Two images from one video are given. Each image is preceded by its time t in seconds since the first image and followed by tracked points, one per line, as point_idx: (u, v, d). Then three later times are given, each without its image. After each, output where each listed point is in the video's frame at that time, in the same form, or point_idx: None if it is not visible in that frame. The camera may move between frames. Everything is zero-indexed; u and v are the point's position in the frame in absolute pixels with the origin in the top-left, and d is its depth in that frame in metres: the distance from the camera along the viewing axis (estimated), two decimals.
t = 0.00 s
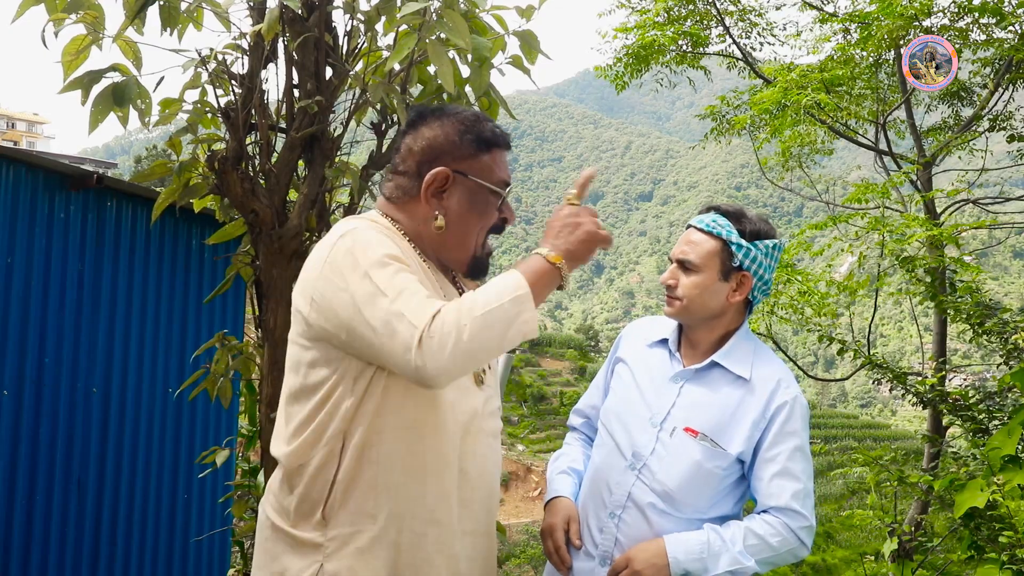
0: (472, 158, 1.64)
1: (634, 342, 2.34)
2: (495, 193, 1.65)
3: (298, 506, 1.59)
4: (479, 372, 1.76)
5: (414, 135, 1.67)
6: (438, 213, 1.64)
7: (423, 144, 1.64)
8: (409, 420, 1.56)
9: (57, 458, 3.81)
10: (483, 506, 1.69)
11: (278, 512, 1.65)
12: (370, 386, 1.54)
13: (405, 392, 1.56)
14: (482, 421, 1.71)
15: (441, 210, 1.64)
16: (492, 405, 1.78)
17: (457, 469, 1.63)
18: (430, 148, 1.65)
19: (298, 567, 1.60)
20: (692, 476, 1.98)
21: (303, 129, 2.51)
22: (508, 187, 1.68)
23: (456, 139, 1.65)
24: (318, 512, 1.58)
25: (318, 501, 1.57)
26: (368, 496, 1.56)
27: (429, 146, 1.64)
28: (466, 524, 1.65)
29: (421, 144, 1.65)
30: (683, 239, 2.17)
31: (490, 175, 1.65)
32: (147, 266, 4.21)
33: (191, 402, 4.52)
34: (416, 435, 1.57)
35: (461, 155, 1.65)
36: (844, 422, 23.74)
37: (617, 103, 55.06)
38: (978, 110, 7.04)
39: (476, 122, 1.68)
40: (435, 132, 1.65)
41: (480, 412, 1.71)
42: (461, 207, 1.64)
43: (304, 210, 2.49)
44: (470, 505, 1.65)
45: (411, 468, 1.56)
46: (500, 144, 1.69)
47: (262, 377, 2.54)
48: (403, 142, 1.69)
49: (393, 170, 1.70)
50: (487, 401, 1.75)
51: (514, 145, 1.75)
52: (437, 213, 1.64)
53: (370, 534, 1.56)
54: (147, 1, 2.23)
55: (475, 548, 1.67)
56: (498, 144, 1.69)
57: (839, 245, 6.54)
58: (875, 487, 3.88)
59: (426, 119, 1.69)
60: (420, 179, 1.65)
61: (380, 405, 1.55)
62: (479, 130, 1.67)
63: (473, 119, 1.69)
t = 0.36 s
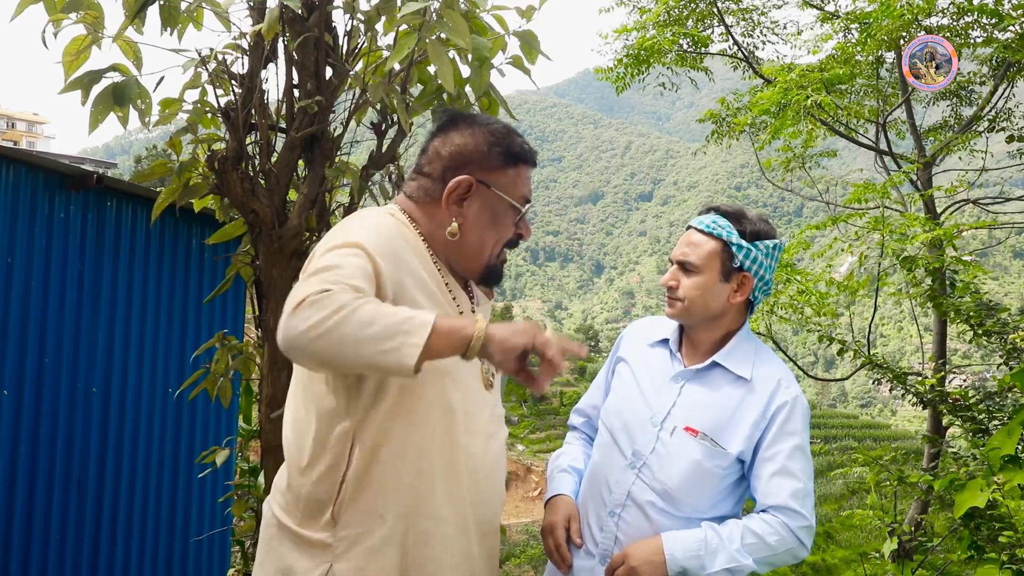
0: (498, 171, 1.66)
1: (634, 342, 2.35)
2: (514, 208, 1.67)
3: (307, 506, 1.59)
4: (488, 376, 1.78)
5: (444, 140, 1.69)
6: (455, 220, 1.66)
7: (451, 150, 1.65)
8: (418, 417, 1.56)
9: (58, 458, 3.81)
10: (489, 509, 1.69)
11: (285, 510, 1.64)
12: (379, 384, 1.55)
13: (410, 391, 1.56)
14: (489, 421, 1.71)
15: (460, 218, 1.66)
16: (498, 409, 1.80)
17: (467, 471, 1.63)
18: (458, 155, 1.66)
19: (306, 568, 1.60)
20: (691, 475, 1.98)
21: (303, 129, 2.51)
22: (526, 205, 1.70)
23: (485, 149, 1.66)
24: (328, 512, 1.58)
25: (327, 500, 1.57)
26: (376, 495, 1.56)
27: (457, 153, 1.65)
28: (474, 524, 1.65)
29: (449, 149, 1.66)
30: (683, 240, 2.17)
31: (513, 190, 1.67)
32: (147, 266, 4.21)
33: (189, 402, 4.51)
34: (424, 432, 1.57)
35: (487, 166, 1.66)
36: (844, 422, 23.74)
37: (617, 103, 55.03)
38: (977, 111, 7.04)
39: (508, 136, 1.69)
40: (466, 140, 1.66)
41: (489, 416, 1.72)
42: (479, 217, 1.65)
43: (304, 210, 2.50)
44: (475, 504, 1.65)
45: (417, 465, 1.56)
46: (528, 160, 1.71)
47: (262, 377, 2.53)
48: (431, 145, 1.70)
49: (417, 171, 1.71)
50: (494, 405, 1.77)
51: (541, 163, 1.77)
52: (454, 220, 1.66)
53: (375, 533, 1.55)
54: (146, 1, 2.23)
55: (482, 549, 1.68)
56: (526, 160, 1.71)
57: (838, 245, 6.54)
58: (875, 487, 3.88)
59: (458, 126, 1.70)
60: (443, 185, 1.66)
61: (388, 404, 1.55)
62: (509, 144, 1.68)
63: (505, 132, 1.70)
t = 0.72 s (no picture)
0: (480, 162, 1.69)
1: (634, 340, 2.34)
2: (499, 198, 1.71)
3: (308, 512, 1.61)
4: (480, 373, 1.75)
5: (421, 135, 1.71)
6: (444, 217, 1.68)
7: (432, 146, 1.68)
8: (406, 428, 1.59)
9: (58, 458, 3.81)
10: (488, 510, 1.71)
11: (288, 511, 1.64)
12: (367, 393, 1.58)
13: (399, 400, 1.58)
14: (489, 425, 1.73)
15: (447, 214, 1.68)
16: (494, 409, 1.81)
17: (462, 475, 1.64)
18: (439, 150, 1.68)
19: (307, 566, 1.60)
20: (686, 470, 1.98)
21: (303, 128, 2.52)
22: (511, 193, 1.74)
23: (465, 142, 1.69)
24: (378, 503, 1.57)
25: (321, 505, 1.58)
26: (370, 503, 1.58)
27: (438, 148, 1.68)
28: (472, 528, 1.67)
29: (429, 145, 1.69)
30: (686, 235, 2.16)
31: (496, 180, 1.71)
32: (147, 265, 4.20)
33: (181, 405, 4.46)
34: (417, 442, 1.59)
35: (469, 159, 1.69)
36: (844, 422, 23.74)
37: (617, 103, 55.01)
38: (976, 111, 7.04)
39: (486, 126, 1.72)
40: (444, 134, 1.69)
41: (486, 418, 1.73)
42: (466, 211, 1.68)
43: (303, 211, 2.51)
44: (478, 509, 1.68)
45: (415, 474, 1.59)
46: (508, 148, 1.74)
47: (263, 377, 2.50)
48: (409, 141, 1.72)
49: (398, 170, 1.72)
50: (491, 406, 1.78)
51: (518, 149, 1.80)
52: (442, 218, 1.68)
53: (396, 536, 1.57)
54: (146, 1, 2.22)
55: (483, 549, 1.71)
56: (506, 147, 1.74)
57: (838, 245, 6.54)
58: (875, 486, 3.88)
59: (435, 119, 1.72)
60: (426, 183, 1.68)
61: (377, 413, 1.58)
62: (488, 134, 1.71)
63: (482, 121, 1.72)
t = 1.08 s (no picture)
0: (462, 159, 1.69)
1: (629, 338, 2.38)
2: (480, 195, 1.71)
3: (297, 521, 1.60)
4: (465, 372, 1.74)
5: (402, 132, 1.70)
6: (426, 216, 1.68)
7: (412, 143, 1.67)
8: (392, 427, 1.58)
9: (57, 458, 3.82)
10: (480, 510, 1.69)
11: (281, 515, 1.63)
12: (353, 393, 1.58)
13: (384, 400, 1.58)
14: (479, 424, 1.72)
15: (429, 213, 1.68)
16: (484, 407, 1.80)
17: (450, 475, 1.63)
18: (419, 147, 1.68)
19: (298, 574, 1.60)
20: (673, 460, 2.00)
21: (303, 128, 2.52)
22: (492, 189, 1.75)
23: (446, 139, 1.69)
24: (369, 515, 1.57)
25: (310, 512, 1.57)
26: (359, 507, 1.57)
27: (418, 146, 1.68)
28: (466, 527, 1.66)
29: (410, 142, 1.68)
30: (689, 227, 2.17)
31: (478, 177, 1.71)
32: (147, 265, 4.20)
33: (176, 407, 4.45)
34: (404, 442, 1.59)
35: (450, 156, 1.69)
36: (844, 422, 23.75)
37: (616, 103, 55.01)
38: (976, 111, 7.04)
39: (468, 122, 1.72)
40: (425, 131, 1.69)
41: (476, 416, 1.73)
42: (448, 208, 1.69)
43: (303, 210, 2.51)
44: (469, 508, 1.66)
45: (402, 473, 1.58)
46: (489, 143, 1.75)
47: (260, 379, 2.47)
48: (389, 138, 1.71)
49: (379, 169, 1.71)
50: (479, 405, 1.77)
51: (500, 144, 1.80)
52: (425, 216, 1.69)
53: (386, 537, 1.56)
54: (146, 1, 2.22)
55: (478, 550, 1.70)
56: (487, 144, 1.74)
57: (838, 245, 6.54)
58: (875, 486, 3.88)
59: (415, 115, 1.71)
60: (407, 182, 1.69)
61: (363, 413, 1.57)
62: (469, 130, 1.71)
63: (463, 117, 1.72)
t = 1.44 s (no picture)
0: (448, 157, 1.70)
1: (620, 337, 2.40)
2: (467, 192, 1.72)
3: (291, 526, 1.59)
4: (455, 371, 1.74)
5: (387, 131, 1.70)
6: (413, 215, 1.69)
7: (398, 142, 1.67)
8: (383, 428, 1.58)
9: (58, 458, 3.82)
10: (475, 509, 1.69)
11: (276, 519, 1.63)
12: (342, 395, 1.58)
13: (374, 401, 1.58)
14: (471, 424, 1.72)
15: (416, 212, 1.69)
16: (476, 407, 1.80)
17: (444, 476, 1.63)
18: (405, 146, 1.68)
19: None
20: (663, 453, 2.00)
21: (303, 128, 2.52)
22: (479, 186, 1.75)
23: (432, 137, 1.69)
24: (364, 517, 1.56)
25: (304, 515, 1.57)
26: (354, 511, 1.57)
27: (403, 144, 1.68)
28: (461, 527, 1.66)
29: (396, 141, 1.68)
30: (676, 226, 2.17)
31: (465, 174, 1.72)
32: (147, 265, 4.20)
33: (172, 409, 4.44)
34: (396, 443, 1.59)
35: (437, 154, 1.69)
36: (844, 421, 23.76)
37: (616, 103, 55.04)
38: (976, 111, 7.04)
39: (453, 119, 1.72)
40: (411, 129, 1.69)
41: (468, 415, 1.73)
42: (435, 207, 1.69)
43: (303, 210, 2.51)
44: (463, 508, 1.66)
45: (394, 474, 1.58)
46: (475, 141, 1.75)
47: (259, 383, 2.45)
48: (375, 137, 1.71)
49: (365, 167, 1.71)
50: (472, 405, 1.77)
51: (485, 141, 1.81)
52: (411, 215, 1.69)
53: (381, 540, 1.56)
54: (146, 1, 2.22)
55: (473, 549, 1.69)
56: (474, 141, 1.75)
57: (838, 245, 6.55)
58: (875, 486, 3.88)
59: (400, 113, 1.71)
60: (393, 181, 1.68)
61: (353, 415, 1.57)
62: (455, 127, 1.71)
63: (449, 114, 1.72)
